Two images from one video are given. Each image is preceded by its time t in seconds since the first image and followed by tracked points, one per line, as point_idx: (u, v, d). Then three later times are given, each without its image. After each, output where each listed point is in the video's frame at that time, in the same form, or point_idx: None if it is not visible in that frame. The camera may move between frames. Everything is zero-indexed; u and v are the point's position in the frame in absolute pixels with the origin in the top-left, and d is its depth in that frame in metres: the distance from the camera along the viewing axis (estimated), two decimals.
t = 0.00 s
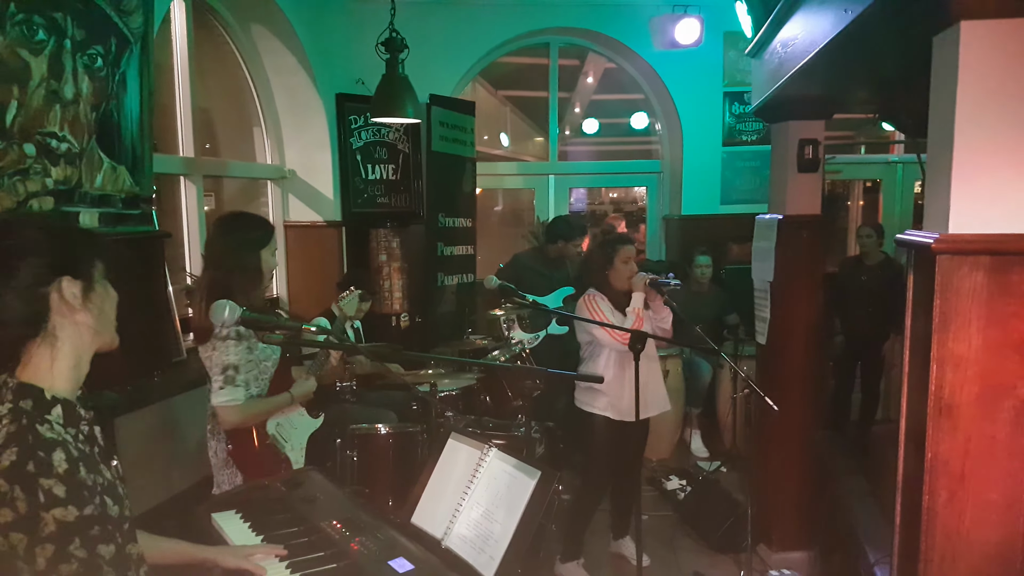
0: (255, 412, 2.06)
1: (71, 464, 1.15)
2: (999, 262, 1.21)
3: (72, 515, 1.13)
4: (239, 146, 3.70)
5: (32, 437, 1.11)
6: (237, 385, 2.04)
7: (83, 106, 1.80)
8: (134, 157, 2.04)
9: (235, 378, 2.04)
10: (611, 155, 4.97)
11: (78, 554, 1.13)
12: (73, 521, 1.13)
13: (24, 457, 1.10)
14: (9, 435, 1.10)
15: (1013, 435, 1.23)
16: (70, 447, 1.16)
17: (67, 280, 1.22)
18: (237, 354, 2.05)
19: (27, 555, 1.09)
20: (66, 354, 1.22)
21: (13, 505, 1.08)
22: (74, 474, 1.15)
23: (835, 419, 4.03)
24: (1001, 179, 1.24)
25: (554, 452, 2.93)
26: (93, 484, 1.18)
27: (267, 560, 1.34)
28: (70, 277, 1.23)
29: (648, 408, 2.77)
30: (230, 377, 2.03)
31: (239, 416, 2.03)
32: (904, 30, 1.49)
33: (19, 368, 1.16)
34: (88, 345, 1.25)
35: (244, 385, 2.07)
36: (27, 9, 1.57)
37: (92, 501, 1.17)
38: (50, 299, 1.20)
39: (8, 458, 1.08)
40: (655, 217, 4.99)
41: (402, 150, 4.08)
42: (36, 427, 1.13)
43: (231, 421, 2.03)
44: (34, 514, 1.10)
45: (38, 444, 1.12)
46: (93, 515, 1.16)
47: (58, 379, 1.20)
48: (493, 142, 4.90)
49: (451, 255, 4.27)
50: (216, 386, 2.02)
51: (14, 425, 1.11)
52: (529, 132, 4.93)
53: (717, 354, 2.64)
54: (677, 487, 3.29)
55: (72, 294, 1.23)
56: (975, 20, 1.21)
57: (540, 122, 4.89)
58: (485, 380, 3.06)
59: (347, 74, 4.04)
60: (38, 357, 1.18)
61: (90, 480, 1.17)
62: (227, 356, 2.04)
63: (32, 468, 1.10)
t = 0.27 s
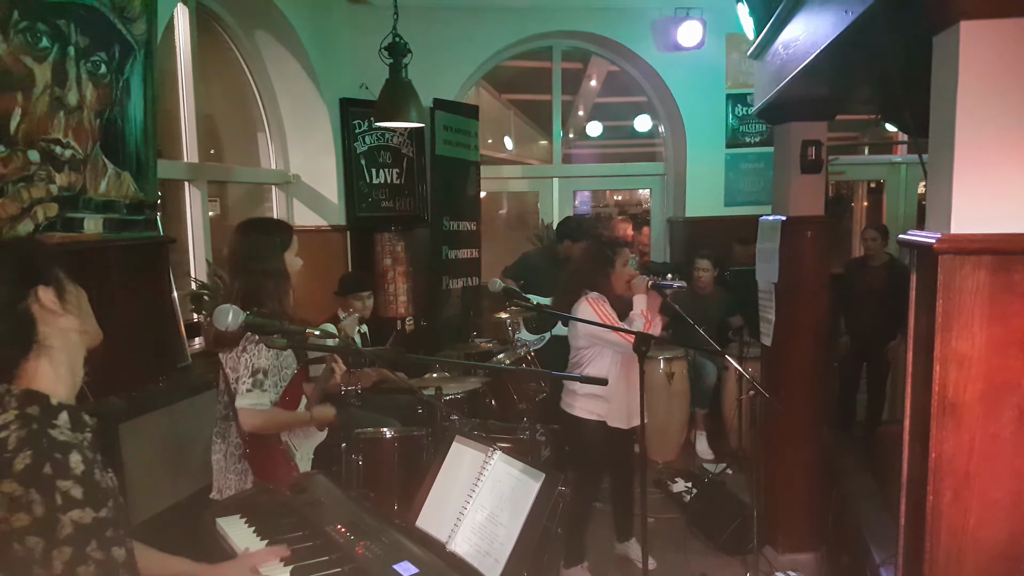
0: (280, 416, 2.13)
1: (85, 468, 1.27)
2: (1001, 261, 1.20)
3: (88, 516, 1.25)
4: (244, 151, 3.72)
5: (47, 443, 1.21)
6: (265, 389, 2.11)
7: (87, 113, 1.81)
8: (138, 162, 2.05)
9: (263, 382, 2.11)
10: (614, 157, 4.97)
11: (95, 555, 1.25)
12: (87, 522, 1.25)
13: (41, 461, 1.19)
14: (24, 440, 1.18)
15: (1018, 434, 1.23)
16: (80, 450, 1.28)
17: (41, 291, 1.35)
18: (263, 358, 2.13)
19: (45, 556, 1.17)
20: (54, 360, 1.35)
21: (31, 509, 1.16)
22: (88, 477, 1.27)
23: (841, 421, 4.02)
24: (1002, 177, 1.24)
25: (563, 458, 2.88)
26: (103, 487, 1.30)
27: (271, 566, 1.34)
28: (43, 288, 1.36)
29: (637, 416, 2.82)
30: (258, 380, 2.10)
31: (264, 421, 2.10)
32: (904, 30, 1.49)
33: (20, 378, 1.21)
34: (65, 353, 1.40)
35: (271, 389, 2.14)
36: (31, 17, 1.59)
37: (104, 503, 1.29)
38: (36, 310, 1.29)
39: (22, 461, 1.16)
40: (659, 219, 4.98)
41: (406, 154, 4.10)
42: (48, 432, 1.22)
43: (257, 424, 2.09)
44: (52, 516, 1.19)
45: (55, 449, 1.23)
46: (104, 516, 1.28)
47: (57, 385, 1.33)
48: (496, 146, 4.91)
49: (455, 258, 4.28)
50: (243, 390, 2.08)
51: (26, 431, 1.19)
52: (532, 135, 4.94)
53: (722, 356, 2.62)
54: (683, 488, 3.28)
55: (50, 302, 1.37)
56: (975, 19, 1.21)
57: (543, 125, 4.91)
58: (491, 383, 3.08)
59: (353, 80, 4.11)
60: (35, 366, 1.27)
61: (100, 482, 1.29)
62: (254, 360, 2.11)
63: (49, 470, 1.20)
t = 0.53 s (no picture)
0: (274, 410, 2.04)
1: (54, 473, 1.13)
2: (1004, 265, 1.20)
3: (60, 523, 1.13)
4: (247, 153, 3.73)
5: (16, 449, 1.09)
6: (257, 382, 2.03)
7: (89, 114, 1.82)
8: (141, 164, 2.05)
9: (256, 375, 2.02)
10: (617, 160, 4.96)
11: (72, 560, 1.13)
12: (62, 528, 1.13)
13: (9, 468, 1.08)
14: None
15: (1022, 439, 1.22)
16: (55, 455, 1.14)
17: (42, 289, 1.17)
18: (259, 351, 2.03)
19: (18, 563, 1.08)
20: (45, 364, 1.17)
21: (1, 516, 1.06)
22: (61, 483, 1.14)
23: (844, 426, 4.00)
24: (1004, 182, 1.24)
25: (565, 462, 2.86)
26: (81, 492, 1.17)
27: (273, 568, 1.34)
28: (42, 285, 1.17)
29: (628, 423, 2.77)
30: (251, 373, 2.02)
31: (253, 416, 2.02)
32: (908, 35, 1.49)
33: None
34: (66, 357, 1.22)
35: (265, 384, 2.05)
36: (33, 19, 1.60)
37: (81, 508, 1.16)
38: (23, 308, 1.13)
39: None
40: (661, 223, 4.98)
41: (408, 157, 4.09)
42: (19, 437, 1.10)
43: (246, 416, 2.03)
44: (22, 524, 1.09)
45: (21, 454, 1.09)
46: (82, 522, 1.16)
47: (43, 389, 1.16)
48: (498, 149, 4.90)
49: (457, 261, 4.28)
50: (237, 382, 2.03)
51: None
52: (535, 138, 4.95)
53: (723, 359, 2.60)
54: (683, 491, 3.22)
55: (48, 303, 1.17)
56: (978, 23, 1.20)
57: (545, 128, 4.92)
58: (492, 387, 3.08)
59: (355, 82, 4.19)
60: (17, 369, 1.13)
61: (78, 487, 1.17)
62: (250, 352, 2.02)
63: (16, 479, 1.08)
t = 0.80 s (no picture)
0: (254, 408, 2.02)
1: (57, 469, 1.08)
2: (1005, 269, 1.20)
3: (62, 520, 1.08)
4: (249, 154, 3.74)
5: (17, 446, 1.05)
6: (238, 380, 2.00)
7: (91, 115, 1.82)
8: (143, 165, 2.05)
9: (240, 373, 2.00)
10: (619, 163, 4.97)
11: (70, 559, 1.08)
12: (63, 526, 1.07)
13: (10, 465, 1.04)
14: None
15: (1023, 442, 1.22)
16: (58, 451, 1.09)
17: (53, 290, 1.14)
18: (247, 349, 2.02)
19: (16, 562, 1.03)
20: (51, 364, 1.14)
21: None
22: (65, 480, 1.09)
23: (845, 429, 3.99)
24: (1005, 185, 1.24)
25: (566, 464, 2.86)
26: (85, 490, 1.11)
27: (273, 569, 1.34)
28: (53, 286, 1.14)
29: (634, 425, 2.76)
30: (233, 370, 2.00)
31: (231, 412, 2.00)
32: (910, 38, 1.49)
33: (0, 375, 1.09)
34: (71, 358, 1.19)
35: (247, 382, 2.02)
36: (35, 19, 1.61)
37: (84, 506, 1.10)
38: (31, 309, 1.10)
39: None
40: (663, 225, 4.98)
41: (411, 158, 4.09)
42: (21, 434, 1.05)
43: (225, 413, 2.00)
44: (21, 522, 1.04)
45: (22, 451, 1.05)
46: (84, 521, 1.10)
47: (44, 388, 1.13)
48: (500, 151, 4.94)
49: (459, 263, 4.28)
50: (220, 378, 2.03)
51: None
52: (537, 140, 4.96)
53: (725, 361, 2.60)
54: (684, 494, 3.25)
55: (58, 306, 1.14)
56: (980, 26, 1.20)
57: (547, 130, 4.93)
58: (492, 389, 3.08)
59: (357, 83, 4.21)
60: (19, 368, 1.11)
61: (81, 485, 1.11)
62: (238, 350, 2.01)
63: (17, 475, 1.04)
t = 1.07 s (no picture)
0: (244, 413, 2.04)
1: (84, 467, 1.09)
2: (1005, 271, 1.19)
3: (87, 517, 1.08)
4: (249, 155, 3.74)
5: (46, 442, 1.06)
6: (226, 386, 2.00)
7: (91, 115, 1.82)
8: (143, 165, 2.05)
9: (228, 379, 2.00)
10: (618, 164, 4.97)
11: (92, 558, 1.08)
12: (86, 524, 1.07)
13: (39, 460, 1.04)
14: (22, 440, 1.04)
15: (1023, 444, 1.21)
16: (85, 450, 1.11)
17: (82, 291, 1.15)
18: (237, 357, 2.00)
19: (41, 558, 1.03)
20: (76, 364, 1.15)
21: (28, 509, 1.03)
22: (91, 477, 1.10)
23: (845, 431, 3.99)
24: (1006, 187, 1.23)
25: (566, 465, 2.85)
26: (107, 489, 1.12)
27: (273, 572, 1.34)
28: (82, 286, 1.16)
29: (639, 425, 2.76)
30: (221, 376, 1.99)
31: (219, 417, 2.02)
32: (910, 40, 1.49)
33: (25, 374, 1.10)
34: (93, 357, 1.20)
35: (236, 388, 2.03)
36: (35, 19, 1.61)
37: (106, 504, 1.11)
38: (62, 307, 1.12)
39: (20, 462, 1.03)
40: (663, 226, 4.98)
41: (411, 159, 4.10)
42: (50, 431, 1.07)
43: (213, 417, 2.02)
44: (47, 518, 1.04)
45: (52, 447, 1.06)
46: (106, 519, 1.11)
47: (71, 388, 1.14)
48: (500, 152, 4.95)
49: (458, 264, 4.28)
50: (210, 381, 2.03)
51: (26, 430, 1.05)
52: (537, 141, 4.96)
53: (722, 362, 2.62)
54: (684, 496, 3.25)
55: (86, 305, 1.16)
56: (981, 28, 1.20)
57: (548, 131, 4.93)
58: (492, 391, 3.05)
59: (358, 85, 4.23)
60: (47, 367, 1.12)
61: (104, 485, 1.12)
62: (228, 356, 2.00)
63: (45, 470, 1.05)
